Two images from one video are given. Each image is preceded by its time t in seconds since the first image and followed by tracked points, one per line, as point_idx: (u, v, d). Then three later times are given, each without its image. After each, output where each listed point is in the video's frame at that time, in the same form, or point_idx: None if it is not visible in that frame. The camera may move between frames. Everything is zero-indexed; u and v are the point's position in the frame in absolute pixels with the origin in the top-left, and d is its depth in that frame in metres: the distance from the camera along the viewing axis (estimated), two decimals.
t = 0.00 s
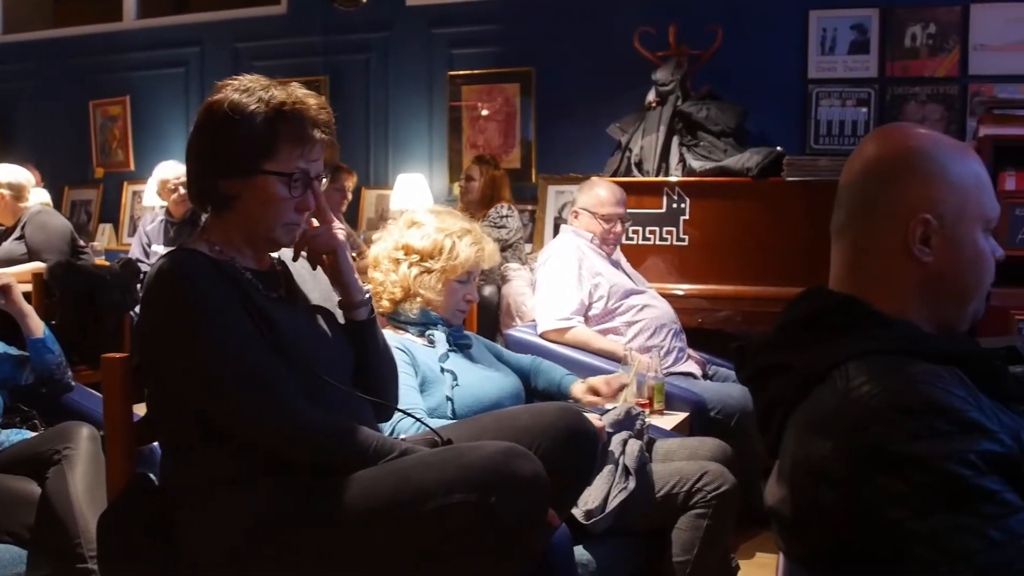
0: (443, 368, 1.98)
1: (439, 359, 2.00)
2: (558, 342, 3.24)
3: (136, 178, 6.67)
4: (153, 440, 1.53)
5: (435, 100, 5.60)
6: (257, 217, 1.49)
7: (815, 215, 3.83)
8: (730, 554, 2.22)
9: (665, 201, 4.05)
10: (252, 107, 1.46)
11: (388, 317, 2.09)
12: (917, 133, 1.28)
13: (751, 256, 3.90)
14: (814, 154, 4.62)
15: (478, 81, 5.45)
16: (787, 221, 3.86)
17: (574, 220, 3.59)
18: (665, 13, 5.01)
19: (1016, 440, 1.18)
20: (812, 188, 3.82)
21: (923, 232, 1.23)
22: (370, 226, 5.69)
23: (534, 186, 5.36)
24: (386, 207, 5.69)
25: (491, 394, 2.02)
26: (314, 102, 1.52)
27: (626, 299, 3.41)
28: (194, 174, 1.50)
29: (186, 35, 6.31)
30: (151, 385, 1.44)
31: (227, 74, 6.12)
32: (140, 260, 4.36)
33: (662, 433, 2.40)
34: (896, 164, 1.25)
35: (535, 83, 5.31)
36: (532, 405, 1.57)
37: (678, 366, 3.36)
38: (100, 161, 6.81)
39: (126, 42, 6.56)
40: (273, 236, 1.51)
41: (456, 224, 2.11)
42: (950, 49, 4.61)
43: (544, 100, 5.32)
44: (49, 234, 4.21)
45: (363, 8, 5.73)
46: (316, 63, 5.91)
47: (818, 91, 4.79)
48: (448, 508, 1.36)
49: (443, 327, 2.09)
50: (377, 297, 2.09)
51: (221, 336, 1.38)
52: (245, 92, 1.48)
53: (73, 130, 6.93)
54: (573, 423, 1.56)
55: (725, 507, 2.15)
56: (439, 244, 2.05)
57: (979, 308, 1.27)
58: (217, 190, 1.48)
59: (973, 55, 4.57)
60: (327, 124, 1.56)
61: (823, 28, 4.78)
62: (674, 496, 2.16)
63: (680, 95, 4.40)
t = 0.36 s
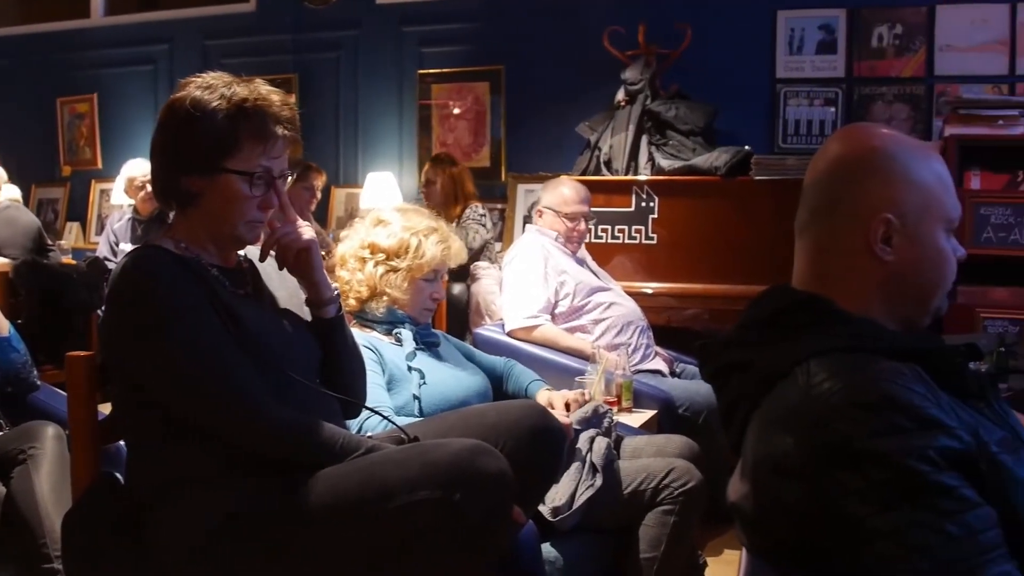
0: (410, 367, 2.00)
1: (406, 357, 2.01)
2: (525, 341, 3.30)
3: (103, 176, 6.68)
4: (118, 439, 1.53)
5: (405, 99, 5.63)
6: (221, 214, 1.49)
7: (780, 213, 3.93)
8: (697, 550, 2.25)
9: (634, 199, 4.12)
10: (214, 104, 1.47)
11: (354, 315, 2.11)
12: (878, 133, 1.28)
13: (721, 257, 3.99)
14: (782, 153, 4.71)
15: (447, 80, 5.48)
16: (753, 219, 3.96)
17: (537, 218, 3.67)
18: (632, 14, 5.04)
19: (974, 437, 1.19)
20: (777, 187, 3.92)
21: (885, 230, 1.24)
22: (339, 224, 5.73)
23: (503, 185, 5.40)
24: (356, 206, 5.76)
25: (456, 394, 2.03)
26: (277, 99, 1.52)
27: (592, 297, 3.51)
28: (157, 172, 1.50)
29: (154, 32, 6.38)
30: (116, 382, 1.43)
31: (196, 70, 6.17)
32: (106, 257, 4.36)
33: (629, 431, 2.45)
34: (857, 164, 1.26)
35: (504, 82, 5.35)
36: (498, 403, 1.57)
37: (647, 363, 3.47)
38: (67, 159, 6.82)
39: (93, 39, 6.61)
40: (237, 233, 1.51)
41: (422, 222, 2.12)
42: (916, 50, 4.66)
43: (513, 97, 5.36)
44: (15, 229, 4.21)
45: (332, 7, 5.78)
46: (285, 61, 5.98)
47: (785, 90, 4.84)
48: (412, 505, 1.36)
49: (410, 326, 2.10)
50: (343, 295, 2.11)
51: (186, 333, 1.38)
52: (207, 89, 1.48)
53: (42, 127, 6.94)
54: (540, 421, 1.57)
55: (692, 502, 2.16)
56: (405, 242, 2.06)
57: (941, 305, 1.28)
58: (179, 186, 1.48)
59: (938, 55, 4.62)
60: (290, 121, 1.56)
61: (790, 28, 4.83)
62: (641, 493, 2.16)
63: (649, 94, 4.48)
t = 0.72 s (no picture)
0: (378, 363, 2.05)
1: (374, 353, 2.06)
2: (495, 337, 3.37)
3: (71, 174, 6.58)
4: (84, 435, 1.53)
5: (375, 96, 5.65)
6: (185, 210, 1.50)
7: (745, 210, 4.10)
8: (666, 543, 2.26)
9: (603, 195, 4.28)
10: (172, 98, 1.47)
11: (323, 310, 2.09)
12: (839, 130, 1.31)
13: (691, 252, 4.17)
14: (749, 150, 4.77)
15: (417, 77, 5.51)
16: (718, 217, 4.14)
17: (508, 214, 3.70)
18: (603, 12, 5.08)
19: (935, 430, 1.20)
20: (743, 184, 4.09)
21: (846, 226, 1.26)
22: (309, 220, 5.71)
23: (473, 181, 5.43)
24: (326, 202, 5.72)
25: (426, 387, 2.09)
26: (236, 91, 1.52)
27: (563, 293, 3.55)
28: (118, 169, 1.50)
29: (124, 28, 6.36)
30: (81, 378, 1.43)
31: (165, 63, 6.20)
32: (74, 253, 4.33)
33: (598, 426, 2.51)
34: (819, 161, 1.28)
35: (474, 78, 5.38)
36: (464, 398, 1.58)
37: (616, 360, 3.54)
38: (34, 156, 6.76)
39: (61, 35, 6.58)
40: (203, 228, 1.52)
41: (391, 217, 2.04)
42: (884, 48, 4.71)
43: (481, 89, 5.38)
44: None
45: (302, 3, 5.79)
46: (255, 57, 5.99)
47: (753, 88, 4.89)
48: (380, 498, 1.38)
49: (378, 322, 2.14)
50: (310, 291, 2.06)
51: (152, 328, 1.38)
52: (165, 84, 1.48)
53: (8, 124, 6.88)
54: (506, 413, 1.57)
55: (659, 496, 2.20)
56: (373, 239, 2.00)
57: (901, 300, 1.31)
58: (142, 184, 1.48)
59: (905, 53, 4.67)
60: (251, 112, 1.56)
61: (758, 25, 4.87)
62: (608, 487, 2.19)
63: (619, 91, 4.56)
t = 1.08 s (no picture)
0: (342, 361, 2.06)
1: (338, 352, 2.07)
2: (460, 334, 3.37)
3: (34, 171, 6.54)
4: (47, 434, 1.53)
5: (341, 93, 5.67)
6: (139, 210, 1.52)
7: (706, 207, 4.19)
8: (629, 538, 2.27)
9: (569, 193, 4.35)
10: (121, 98, 1.48)
11: (286, 309, 2.13)
12: (797, 127, 1.32)
13: (656, 250, 4.24)
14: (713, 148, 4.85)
15: (382, 74, 5.54)
16: (682, 213, 4.21)
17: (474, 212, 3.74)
18: (566, 11, 5.18)
19: (889, 424, 1.24)
20: (708, 181, 4.17)
21: (801, 223, 1.28)
22: (275, 218, 5.72)
23: (439, 179, 5.49)
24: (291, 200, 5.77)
25: (393, 383, 2.10)
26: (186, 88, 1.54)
27: (529, 290, 3.60)
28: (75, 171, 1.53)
29: (86, 25, 6.31)
30: (41, 377, 1.42)
31: (128, 61, 6.14)
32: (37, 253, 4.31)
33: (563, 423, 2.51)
34: (776, 158, 1.30)
35: (440, 76, 5.43)
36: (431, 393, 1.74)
37: (582, 356, 3.59)
38: None
39: (22, 31, 6.51)
40: (159, 227, 1.55)
41: (354, 217, 2.15)
42: (848, 46, 4.81)
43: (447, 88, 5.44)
44: None
45: None
46: (219, 55, 5.96)
47: (719, 85, 4.97)
48: (342, 497, 1.38)
49: (342, 320, 2.13)
50: (274, 289, 2.12)
51: (110, 328, 1.38)
52: (114, 85, 1.50)
53: None
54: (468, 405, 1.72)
55: (623, 490, 2.21)
56: (337, 237, 2.10)
57: (856, 295, 1.33)
58: (96, 185, 1.51)
59: (870, 52, 4.78)
60: (204, 110, 1.58)
61: (724, 23, 4.96)
62: (572, 481, 2.20)
63: (585, 88, 4.61)
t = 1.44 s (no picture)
0: (302, 360, 2.07)
1: (298, 351, 2.08)
2: (422, 334, 3.39)
3: None
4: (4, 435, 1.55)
5: (303, 92, 5.66)
6: (92, 204, 1.54)
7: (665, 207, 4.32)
8: (589, 535, 2.33)
9: (531, 192, 4.45)
10: (59, 93, 1.51)
11: (245, 308, 2.13)
12: (752, 125, 1.33)
13: (617, 250, 4.37)
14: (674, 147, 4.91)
15: (343, 73, 5.54)
16: (641, 213, 4.34)
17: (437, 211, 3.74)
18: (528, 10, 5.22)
19: (839, 419, 1.25)
20: (666, 180, 4.31)
21: (754, 221, 1.29)
22: (235, 217, 5.66)
23: (401, 178, 5.49)
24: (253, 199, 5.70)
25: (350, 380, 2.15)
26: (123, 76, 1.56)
27: (491, 289, 3.62)
28: (28, 174, 1.56)
29: (43, 23, 6.23)
30: None
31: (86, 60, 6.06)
32: None
33: (522, 421, 2.51)
34: (731, 156, 1.30)
35: (402, 75, 5.44)
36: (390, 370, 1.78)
37: (543, 355, 3.63)
38: None
39: None
40: (115, 220, 1.56)
41: (314, 216, 2.15)
42: (807, 46, 4.90)
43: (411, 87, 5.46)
44: None
45: None
46: (180, 54, 5.93)
47: (679, 85, 5.02)
48: (302, 491, 1.42)
49: (302, 319, 2.15)
50: (233, 288, 2.11)
51: (87, 331, 1.39)
52: (54, 82, 1.53)
53: None
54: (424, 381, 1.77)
55: (581, 486, 2.26)
56: (297, 237, 2.09)
57: (809, 293, 1.35)
58: (47, 183, 1.54)
59: (828, 52, 4.87)
60: (146, 96, 1.59)
61: (684, 23, 5.01)
62: (531, 478, 2.23)
63: (547, 88, 4.68)
